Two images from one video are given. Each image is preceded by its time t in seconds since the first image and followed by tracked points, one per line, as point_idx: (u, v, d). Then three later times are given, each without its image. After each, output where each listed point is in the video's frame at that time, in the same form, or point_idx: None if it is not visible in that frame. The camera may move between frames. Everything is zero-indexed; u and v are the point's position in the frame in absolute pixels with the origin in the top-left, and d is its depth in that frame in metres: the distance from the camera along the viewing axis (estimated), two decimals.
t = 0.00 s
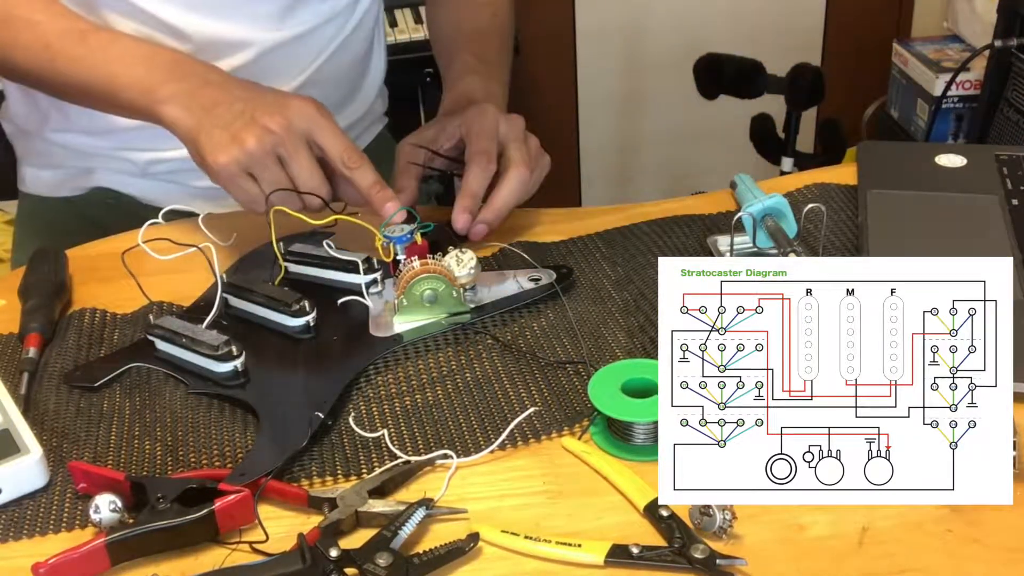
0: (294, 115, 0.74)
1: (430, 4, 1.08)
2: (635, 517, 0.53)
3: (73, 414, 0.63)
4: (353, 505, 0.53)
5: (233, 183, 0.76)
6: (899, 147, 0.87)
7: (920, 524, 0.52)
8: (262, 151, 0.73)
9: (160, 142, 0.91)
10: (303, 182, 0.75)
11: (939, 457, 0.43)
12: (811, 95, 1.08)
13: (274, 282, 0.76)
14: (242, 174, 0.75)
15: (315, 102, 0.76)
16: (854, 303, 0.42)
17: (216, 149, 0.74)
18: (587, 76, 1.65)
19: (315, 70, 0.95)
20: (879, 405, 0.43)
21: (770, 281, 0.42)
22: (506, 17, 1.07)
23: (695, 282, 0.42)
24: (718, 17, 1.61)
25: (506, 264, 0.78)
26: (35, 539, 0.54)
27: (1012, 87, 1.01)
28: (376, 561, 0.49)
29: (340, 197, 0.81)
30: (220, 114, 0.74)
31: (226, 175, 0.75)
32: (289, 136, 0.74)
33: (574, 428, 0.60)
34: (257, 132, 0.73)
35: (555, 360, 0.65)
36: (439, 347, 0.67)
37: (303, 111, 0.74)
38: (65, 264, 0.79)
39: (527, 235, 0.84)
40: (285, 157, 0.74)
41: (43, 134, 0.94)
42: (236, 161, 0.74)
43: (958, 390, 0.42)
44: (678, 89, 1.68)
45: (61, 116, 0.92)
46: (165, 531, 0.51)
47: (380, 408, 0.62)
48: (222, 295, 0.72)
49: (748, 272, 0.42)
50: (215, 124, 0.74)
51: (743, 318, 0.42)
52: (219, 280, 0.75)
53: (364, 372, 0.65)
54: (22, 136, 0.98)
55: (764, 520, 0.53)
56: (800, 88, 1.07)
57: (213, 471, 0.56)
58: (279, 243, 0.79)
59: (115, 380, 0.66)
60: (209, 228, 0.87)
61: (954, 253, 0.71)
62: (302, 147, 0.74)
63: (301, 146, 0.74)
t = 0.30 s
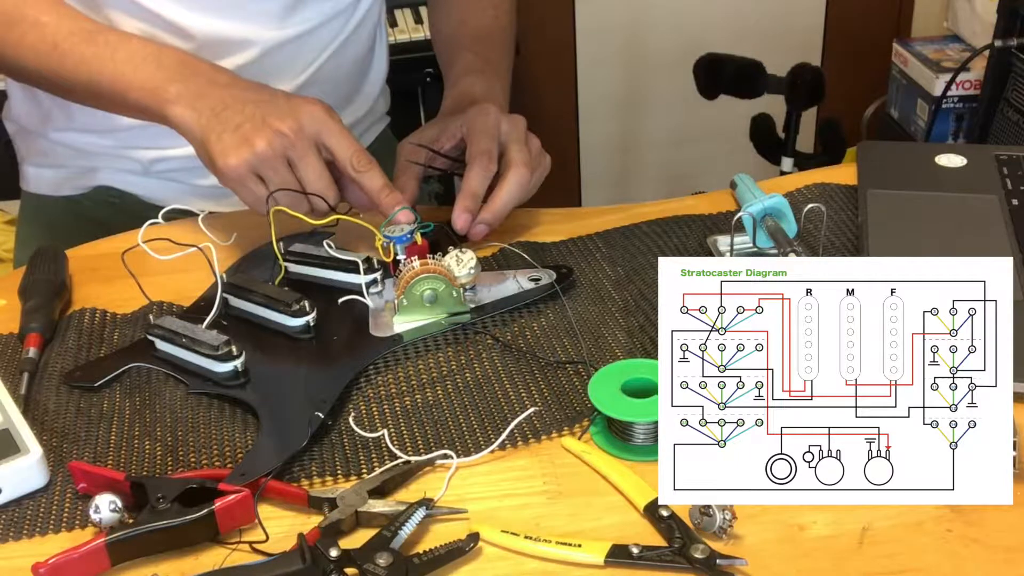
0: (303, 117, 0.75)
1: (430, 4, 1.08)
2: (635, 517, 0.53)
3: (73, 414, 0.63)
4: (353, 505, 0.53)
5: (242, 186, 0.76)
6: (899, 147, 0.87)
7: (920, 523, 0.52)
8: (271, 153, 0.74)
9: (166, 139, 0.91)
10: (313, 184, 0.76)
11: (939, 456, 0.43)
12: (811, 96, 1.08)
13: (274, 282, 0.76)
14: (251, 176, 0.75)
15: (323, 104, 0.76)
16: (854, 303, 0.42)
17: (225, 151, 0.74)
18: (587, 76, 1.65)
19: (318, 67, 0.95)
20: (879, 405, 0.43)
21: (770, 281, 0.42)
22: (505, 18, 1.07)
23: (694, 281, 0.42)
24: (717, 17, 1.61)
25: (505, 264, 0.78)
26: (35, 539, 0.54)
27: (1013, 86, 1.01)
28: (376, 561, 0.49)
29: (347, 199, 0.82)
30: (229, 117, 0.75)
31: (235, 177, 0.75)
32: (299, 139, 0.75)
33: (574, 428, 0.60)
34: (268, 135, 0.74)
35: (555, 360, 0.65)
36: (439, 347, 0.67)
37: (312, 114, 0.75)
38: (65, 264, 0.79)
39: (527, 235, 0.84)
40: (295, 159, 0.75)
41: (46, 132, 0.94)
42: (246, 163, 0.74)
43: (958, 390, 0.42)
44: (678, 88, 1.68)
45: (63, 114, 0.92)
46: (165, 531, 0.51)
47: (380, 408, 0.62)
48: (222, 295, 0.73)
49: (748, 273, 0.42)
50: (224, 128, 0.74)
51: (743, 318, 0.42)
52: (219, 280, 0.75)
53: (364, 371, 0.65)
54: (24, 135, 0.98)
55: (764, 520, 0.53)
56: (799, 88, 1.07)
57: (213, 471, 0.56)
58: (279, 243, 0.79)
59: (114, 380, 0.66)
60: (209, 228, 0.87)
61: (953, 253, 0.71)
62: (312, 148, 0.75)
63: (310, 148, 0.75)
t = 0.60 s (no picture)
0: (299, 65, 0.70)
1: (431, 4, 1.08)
2: (635, 517, 0.53)
3: (73, 414, 0.63)
4: (353, 505, 0.53)
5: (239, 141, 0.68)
6: (899, 147, 0.87)
7: (920, 523, 0.52)
8: (268, 100, 0.68)
9: (174, 132, 0.92)
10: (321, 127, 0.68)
11: (939, 456, 0.43)
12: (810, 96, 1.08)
13: (274, 282, 0.76)
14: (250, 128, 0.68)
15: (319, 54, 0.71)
16: (854, 303, 0.42)
17: (219, 110, 0.68)
18: (587, 75, 1.65)
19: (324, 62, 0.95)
20: (879, 405, 0.43)
21: (770, 281, 0.42)
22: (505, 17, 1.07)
23: (694, 281, 0.42)
24: (717, 16, 1.61)
25: (505, 264, 0.78)
26: (34, 539, 0.54)
27: (1012, 86, 1.01)
28: (376, 561, 0.49)
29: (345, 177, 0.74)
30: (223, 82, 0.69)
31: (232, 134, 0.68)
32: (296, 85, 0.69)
33: (574, 428, 0.60)
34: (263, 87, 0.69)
35: (555, 360, 0.65)
36: (439, 347, 0.67)
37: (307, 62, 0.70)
38: (65, 264, 0.79)
39: (527, 235, 0.84)
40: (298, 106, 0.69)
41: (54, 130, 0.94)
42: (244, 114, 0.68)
43: (958, 390, 0.42)
44: (678, 88, 1.68)
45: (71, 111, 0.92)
46: (165, 531, 0.51)
47: (380, 408, 0.62)
48: (222, 294, 0.72)
49: (748, 273, 0.42)
50: (216, 89, 0.69)
51: (743, 318, 0.42)
52: (218, 280, 0.75)
53: (364, 371, 0.65)
54: (34, 134, 0.98)
55: (764, 520, 0.53)
56: (799, 88, 1.07)
57: (213, 471, 0.56)
58: (278, 243, 0.79)
59: (115, 380, 0.66)
60: (209, 228, 0.87)
61: (953, 253, 0.71)
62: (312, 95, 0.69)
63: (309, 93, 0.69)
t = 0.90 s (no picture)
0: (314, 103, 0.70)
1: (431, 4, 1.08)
2: (635, 517, 0.53)
3: (73, 414, 0.63)
4: (353, 505, 0.53)
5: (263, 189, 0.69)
6: (899, 147, 0.87)
7: (920, 523, 0.52)
8: (290, 145, 0.68)
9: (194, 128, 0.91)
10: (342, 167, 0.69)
11: (939, 456, 0.43)
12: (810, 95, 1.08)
13: (274, 282, 0.76)
14: (272, 174, 0.69)
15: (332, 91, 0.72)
16: (854, 303, 0.42)
17: (241, 158, 0.69)
18: (587, 75, 1.65)
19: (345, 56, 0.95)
20: (879, 405, 0.43)
21: (770, 281, 0.42)
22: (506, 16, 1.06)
23: (694, 281, 0.42)
24: (717, 16, 1.61)
25: (505, 264, 0.78)
26: (34, 539, 0.54)
27: (1013, 86, 1.01)
28: (376, 561, 0.49)
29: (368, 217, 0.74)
30: (238, 125, 0.70)
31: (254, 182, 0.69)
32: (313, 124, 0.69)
33: (574, 428, 0.60)
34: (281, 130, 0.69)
35: (555, 360, 0.65)
36: (439, 348, 0.67)
37: (322, 99, 0.70)
38: (65, 264, 0.79)
39: (527, 236, 0.84)
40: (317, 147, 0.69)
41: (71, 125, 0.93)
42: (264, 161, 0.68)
43: (958, 390, 0.42)
44: (678, 88, 1.68)
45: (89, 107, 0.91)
46: (164, 531, 0.51)
47: (380, 408, 0.62)
48: (222, 294, 0.72)
49: (748, 273, 0.42)
50: (234, 135, 0.70)
51: (743, 318, 0.42)
52: (218, 280, 0.75)
53: (364, 372, 0.65)
54: (49, 131, 0.96)
55: (764, 520, 0.53)
56: (799, 88, 1.07)
57: (213, 471, 0.56)
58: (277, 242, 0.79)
59: (114, 380, 0.66)
60: (209, 229, 0.87)
61: (952, 253, 0.71)
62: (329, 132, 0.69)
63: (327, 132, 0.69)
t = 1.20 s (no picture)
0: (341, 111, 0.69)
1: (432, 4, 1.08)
2: (635, 517, 0.53)
3: (73, 414, 0.63)
4: (353, 505, 0.53)
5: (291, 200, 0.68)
6: (899, 147, 0.87)
7: (920, 523, 0.52)
8: (319, 154, 0.67)
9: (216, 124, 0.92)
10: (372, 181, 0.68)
11: (939, 456, 0.43)
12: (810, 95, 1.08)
13: (275, 282, 0.75)
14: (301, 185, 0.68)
15: (360, 96, 0.70)
16: (853, 303, 0.42)
17: (269, 169, 0.67)
18: (587, 75, 1.65)
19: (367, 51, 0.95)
20: (879, 405, 0.43)
21: (770, 281, 0.42)
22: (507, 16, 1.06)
23: (694, 282, 0.42)
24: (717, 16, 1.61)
25: (505, 264, 0.78)
26: (34, 539, 0.54)
27: (1012, 86, 1.01)
28: (376, 561, 0.49)
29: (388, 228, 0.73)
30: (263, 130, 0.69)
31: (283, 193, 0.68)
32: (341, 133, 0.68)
33: (574, 428, 0.60)
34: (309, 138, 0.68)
35: (556, 360, 0.65)
36: (439, 348, 0.67)
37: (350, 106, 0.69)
38: (65, 264, 0.79)
39: (527, 236, 0.84)
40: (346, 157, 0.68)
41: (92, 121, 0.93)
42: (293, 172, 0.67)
43: (958, 390, 0.42)
44: (679, 88, 1.68)
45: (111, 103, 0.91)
46: (164, 531, 0.51)
47: (380, 408, 0.62)
48: (222, 295, 0.72)
49: (748, 273, 0.42)
50: (260, 143, 0.68)
51: (743, 318, 0.42)
52: (218, 280, 0.75)
53: (364, 372, 0.65)
54: (69, 126, 0.96)
55: (764, 520, 0.53)
56: (799, 88, 1.07)
57: (214, 471, 0.56)
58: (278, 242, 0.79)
59: (114, 380, 0.66)
60: (210, 229, 0.87)
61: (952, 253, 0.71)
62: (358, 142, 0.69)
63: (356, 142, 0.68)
